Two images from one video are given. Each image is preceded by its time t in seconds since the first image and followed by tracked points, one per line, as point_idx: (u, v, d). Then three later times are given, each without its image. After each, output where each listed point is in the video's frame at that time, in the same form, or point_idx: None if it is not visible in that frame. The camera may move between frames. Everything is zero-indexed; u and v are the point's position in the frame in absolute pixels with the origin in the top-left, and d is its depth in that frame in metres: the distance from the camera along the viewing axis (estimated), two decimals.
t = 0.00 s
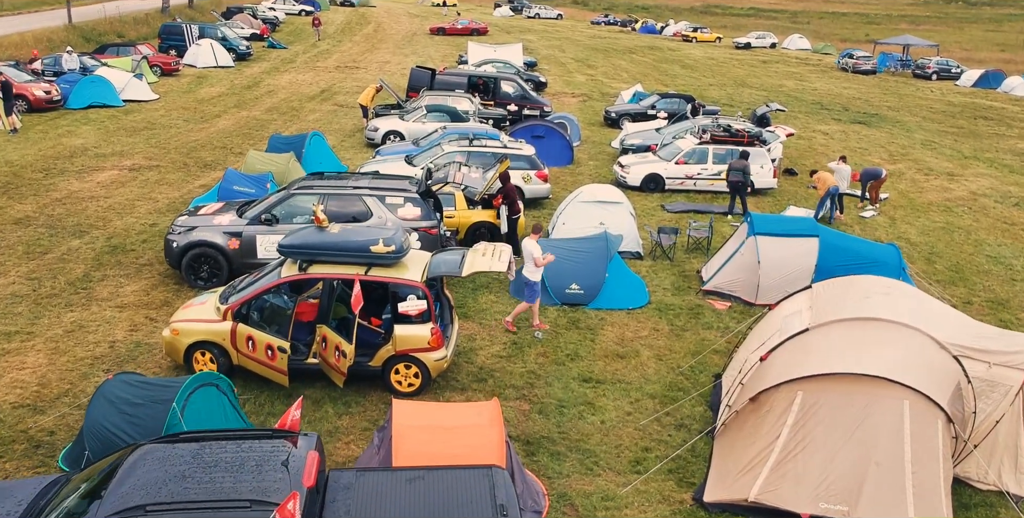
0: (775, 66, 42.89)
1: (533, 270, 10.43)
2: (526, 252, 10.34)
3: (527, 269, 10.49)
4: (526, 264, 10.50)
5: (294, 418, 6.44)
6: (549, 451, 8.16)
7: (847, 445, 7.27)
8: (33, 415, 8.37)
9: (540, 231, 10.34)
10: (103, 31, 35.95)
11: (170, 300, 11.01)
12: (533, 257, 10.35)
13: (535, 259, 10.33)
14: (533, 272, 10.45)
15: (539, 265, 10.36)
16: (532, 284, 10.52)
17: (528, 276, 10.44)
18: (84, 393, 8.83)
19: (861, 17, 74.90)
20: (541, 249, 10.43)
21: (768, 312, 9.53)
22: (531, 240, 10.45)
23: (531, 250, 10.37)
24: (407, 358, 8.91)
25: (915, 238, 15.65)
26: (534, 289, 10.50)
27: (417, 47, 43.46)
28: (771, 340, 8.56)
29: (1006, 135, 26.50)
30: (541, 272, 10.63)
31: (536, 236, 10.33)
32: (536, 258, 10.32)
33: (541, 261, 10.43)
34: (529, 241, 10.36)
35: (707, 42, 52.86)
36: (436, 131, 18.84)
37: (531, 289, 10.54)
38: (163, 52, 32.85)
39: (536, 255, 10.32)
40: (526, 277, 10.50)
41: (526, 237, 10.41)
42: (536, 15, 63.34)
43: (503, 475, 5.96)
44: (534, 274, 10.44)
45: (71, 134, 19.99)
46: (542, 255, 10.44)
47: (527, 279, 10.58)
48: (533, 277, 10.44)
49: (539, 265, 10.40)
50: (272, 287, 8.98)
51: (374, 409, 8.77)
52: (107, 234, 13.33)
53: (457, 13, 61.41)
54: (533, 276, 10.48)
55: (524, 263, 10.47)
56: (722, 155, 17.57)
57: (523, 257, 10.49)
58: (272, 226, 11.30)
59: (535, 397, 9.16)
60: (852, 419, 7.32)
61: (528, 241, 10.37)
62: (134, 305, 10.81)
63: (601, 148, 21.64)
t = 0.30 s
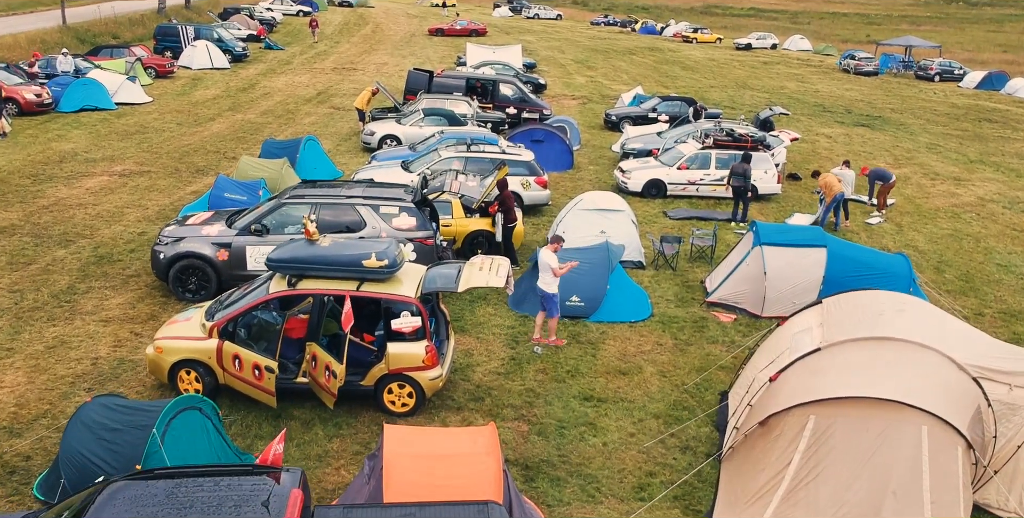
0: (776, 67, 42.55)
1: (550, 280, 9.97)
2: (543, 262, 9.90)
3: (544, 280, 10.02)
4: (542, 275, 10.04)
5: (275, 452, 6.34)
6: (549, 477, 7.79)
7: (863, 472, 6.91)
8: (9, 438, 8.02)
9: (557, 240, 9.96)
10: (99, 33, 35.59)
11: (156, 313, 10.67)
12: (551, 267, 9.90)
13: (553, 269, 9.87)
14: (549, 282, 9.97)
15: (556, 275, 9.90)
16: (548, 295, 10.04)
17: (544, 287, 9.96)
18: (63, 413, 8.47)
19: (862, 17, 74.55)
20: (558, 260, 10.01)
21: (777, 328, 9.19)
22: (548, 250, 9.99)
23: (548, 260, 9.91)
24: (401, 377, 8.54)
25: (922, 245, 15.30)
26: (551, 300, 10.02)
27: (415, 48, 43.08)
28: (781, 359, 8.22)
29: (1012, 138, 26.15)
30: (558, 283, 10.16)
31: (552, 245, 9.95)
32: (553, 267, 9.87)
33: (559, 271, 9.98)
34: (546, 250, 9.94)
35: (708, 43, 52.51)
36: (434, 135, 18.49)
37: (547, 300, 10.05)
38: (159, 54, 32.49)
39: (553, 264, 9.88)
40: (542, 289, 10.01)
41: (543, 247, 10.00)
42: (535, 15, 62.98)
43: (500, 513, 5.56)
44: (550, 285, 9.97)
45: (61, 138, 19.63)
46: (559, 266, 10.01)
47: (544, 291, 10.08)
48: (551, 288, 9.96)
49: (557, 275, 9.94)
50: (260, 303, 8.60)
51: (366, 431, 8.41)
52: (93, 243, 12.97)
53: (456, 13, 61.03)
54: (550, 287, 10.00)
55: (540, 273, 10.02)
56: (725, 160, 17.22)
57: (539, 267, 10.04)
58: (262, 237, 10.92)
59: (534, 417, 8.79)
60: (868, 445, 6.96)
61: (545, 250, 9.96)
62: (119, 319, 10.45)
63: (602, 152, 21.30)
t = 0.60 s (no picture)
0: (777, 68, 42.20)
1: (572, 300, 9.65)
2: (566, 282, 9.56)
3: (567, 299, 9.71)
4: (566, 294, 9.72)
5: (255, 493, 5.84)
6: (548, 504, 7.43)
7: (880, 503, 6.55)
8: None
9: (580, 259, 9.58)
10: (93, 34, 35.21)
11: (142, 328, 10.31)
12: (573, 287, 9.56)
13: (575, 290, 9.53)
14: (572, 302, 9.66)
15: (579, 295, 9.56)
16: (572, 315, 9.75)
17: (567, 307, 9.65)
18: (41, 436, 8.10)
19: (863, 18, 74.21)
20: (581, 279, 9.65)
21: (787, 347, 8.85)
22: (570, 268, 9.63)
23: (570, 280, 9.57)
24: (393, 398, 8.17)
25: (931, 253, 14.95)
26: (573, 320, 9.73)
27: (414, 49, 42.70)
28: (791, 380, 7.89)
29: (1017, 141, 25.81)
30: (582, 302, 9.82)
31: (575, 264, 9.58)
32: (576, 288, 9.52)
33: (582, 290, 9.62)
34: (568, 270, 9.59)
35: (708, 43, 52.16)
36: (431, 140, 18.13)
37: (571, 320, 9.75)
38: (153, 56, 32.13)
39: (576, 284, 9.53)
40: (565, 308, 9.72)
41: (565, 265, 9.64)
42: (535, 16, 62.63)
43: None
44: (573, 305, 9.66)
45: (52, 143, 19.27)
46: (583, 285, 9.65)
47: (567, 310, 9.79)
48: (574, 308, 9.67)
49: (580, 295, 9.59)
50: (246, 321, 8.22)
51: (357, 455, 8.05)
52: (80, 253, 12.62)
53: (455, 14, 60.62)
54: (573, 306, 9.69)
55: (564, 293, 9.70)
56: (729, 166, 16.86)
57: (562, 286, 9.71)
58: (252, 249, 10.54)
59: (533, 439, 8.43)
60: (886, 475, 6.60)
61: (567, 270, 9.60)
62: (102, 335, 10.09)
63: (602, 156, 20.95)
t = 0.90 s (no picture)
0: (778, 70, 41.85)
1: (593, 313, 9.23)
2: (588, 294, 9.14)
3: (588, 312, 9.27)
4: (587, 307, 9.29)
5: None
6: None
7: None
8: None
9: (605, 270, 9.18)
10: (88, 35, 34.84)
11: (125, 344, 9.95)
12: (596, 299, 9.14)
13: (598, 302, 9.11)
14: (593, 315, 9.23)
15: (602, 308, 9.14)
16: (591, 328, 9.31)
17: (588, 320, 9.22)
18: (14, 462, 7.73)
19: (863, 18, 73.89)
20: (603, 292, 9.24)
21: (795, 366, 8.50)
22: (594, 279, 9.23)
23: (592, 291, 9.15)
24: (385, 421, 7.80)
25: (939, 262, 14.59)
26: (593, 335, 9.30)
27: (411, 50, 42.35)
28: (801, 403, 7.56)
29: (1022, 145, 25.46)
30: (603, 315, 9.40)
31: (599, 276, 9.17)
32: (599, 299, 9.10)
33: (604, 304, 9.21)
34: (591, 281, 9.18)
35: (708, 44, 51.82)
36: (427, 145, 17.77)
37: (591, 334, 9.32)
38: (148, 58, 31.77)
39: (598, 296, 9.12)
40: (585, 322, 9.29)
41: (589, 277, 9.22)
42: (534, 16, 62.31)
43: None
44: (594, 319, 9.22)
45: (41, 147, 18.90)
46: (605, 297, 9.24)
47: (586, 324, 9.36)
48: (594, 322, 9.23)
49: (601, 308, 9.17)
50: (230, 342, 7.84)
51: (347, 482, 7.69)
52: (64, 263, 12.25)
53: (454, 14, 60.24)
54: (594, 320, 9.25)
55: (585, 305, 9.27)
56: (731, 172, 16.50)
57: (583, 298, 9.28)
58: (240, 261, 10.19)
59: (531, 463, 8.07)
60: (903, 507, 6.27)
61: (591, 281, 9.19)
62: (84, 351, 9.72)
63: (602, 160, 20.59)
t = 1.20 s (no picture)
0: (778, 71, 41.53)
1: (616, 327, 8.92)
2: (610, 307, 8.86)
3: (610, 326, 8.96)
4: (609, 321, 8.99)
5: None
6: None
7: None
8: None
9: (629, 285, 8.91)
10: (81, 37, 34.42)
11: (106, 361, 9.57)
12: (618, 313, 8.85)
13: (621, 316, 8.81)
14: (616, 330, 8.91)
15: (624, 322, 8.82)
16: (613, 343, 8.99)
17: (610, 335, 8.89)
18: None
19: (862, 19, 73.65)
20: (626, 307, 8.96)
21: (806, 386, 8.13)
22: (618, 294, 8.97)
23: (615, 305, 8.87)
24: (374, 446, 7.42)
25: (947, 271, 14.25)
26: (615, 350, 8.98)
27: (408, 51, 41.98)
28: (811, 428, 7.22)
29: None
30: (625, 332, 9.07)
31: (622, 289, 8.90)
32: (622, 313, 8.81)
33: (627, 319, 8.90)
34: (615, 295, 8.89)
35: (707, 45, 51.48)
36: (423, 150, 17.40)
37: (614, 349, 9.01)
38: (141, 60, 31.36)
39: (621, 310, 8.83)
40: (607, 336, 8.96)
41: (613, 291, 8.95)
42: (532, 17, 61.96)
43: None
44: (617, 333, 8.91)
45: (28, 152, 18.51)
46: (628, 312, 8.96)
47: (608, 339, 9.03)
48: (617, 336, 8.90)
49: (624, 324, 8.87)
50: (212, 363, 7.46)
51: (334, 511, 7.33)
52: (46, 274, 11.88)
53: (452, 15, 59.93)
54: (616, 335, 8.91)
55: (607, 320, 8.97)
56: (733, 178, 16.15)
57: (606, 313, 8.99)
58: (225, 274, 9.80)
59: (528, 489, 7.71)
60: None
61: (614, 295, 8.91)
62: (62, 369, 9.34)
63: (601, 165, 20.24)
